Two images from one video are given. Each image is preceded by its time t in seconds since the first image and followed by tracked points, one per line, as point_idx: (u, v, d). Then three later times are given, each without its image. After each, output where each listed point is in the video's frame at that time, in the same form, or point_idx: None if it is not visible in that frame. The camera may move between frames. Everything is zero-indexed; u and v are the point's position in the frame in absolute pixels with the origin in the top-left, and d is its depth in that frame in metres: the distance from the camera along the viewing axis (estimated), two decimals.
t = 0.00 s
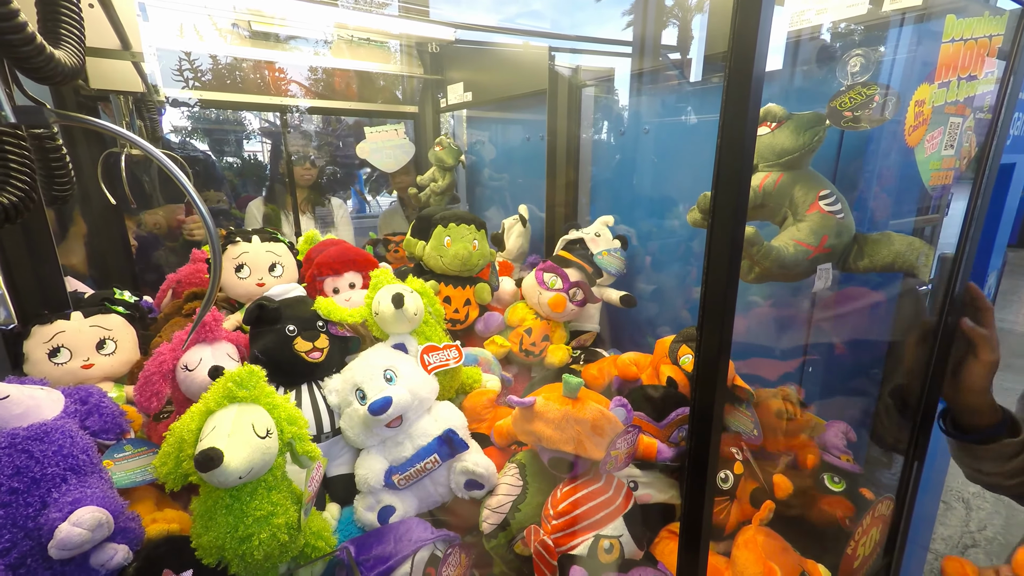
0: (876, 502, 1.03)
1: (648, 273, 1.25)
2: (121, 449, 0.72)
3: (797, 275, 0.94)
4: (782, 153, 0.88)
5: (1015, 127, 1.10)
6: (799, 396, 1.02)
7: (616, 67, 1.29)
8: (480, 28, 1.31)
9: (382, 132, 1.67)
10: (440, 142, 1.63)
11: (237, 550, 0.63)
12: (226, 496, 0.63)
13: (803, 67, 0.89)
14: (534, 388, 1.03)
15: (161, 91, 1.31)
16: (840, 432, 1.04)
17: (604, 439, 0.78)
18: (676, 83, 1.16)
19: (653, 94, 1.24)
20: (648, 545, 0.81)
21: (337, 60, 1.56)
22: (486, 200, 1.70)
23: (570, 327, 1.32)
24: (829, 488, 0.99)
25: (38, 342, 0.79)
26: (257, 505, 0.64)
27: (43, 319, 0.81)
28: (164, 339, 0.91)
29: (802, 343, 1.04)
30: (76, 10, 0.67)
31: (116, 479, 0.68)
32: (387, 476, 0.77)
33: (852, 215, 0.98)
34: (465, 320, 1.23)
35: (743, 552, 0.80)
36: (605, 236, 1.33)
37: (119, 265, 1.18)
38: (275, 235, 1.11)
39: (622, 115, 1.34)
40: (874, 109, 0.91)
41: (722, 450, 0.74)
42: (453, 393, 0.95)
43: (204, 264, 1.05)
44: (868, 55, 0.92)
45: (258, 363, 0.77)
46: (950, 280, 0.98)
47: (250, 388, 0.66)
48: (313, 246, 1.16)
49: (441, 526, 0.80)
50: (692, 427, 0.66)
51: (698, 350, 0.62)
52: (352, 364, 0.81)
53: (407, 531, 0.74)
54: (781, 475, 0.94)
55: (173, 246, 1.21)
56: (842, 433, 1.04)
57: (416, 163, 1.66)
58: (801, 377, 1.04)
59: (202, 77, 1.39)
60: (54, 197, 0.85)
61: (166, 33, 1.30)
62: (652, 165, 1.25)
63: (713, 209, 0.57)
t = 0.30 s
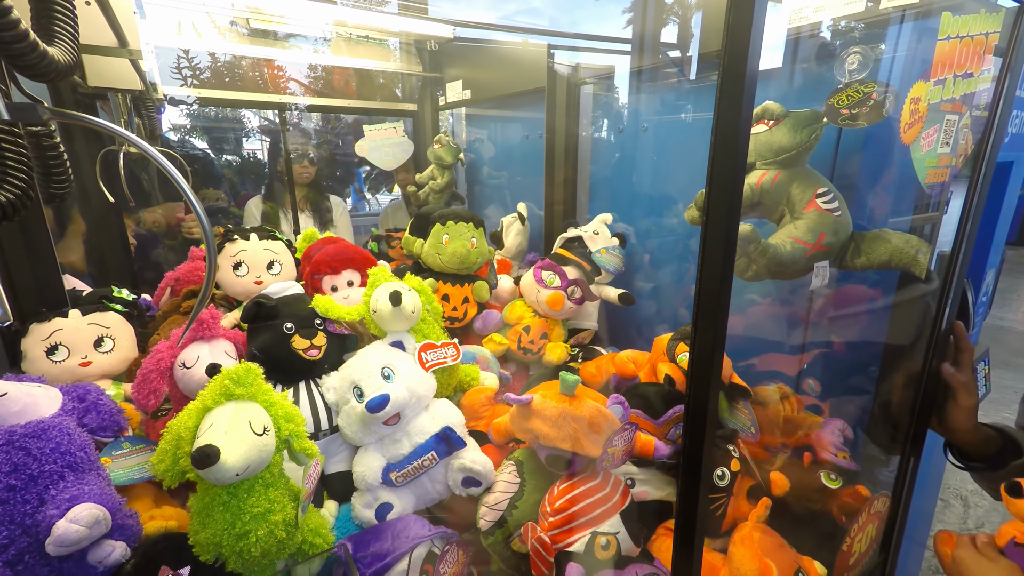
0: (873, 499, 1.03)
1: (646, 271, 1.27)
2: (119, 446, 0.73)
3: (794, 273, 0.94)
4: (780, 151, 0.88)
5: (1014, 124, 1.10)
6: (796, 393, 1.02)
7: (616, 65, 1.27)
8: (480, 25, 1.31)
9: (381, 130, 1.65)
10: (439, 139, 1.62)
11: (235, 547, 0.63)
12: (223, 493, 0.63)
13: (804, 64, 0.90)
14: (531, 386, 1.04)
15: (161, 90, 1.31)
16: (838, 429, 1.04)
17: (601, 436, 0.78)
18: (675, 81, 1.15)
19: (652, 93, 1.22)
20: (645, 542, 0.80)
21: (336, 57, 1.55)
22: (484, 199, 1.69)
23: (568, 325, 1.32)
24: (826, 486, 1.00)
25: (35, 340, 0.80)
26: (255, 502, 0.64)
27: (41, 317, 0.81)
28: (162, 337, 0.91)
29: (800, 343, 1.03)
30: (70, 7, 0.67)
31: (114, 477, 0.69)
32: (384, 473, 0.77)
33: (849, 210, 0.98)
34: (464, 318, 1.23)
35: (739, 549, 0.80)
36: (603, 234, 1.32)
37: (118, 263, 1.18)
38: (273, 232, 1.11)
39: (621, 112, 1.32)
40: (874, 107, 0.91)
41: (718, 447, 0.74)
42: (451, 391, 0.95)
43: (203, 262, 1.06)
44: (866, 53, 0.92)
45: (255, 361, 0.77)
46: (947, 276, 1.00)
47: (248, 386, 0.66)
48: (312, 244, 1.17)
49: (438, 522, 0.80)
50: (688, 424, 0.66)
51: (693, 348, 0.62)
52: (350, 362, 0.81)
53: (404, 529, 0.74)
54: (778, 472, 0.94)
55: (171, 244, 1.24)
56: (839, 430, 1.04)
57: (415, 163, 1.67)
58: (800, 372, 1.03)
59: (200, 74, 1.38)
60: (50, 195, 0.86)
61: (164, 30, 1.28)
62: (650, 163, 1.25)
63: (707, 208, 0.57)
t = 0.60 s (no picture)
0: (869, 495, 1.03)
1: (643, 268, 1.28)
2: (114, 444, 0.73)
3: (790, 270, 0.94)
4: (775, 148, 0.88)
5: (1010, 121, 1.10)
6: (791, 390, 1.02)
7: (616, 62, 1.26)
8: (480, 22, 1.30)
9: (380, 126, 1.64)
10: (436, 137, 1.61)
11: (231, 544, 0.64)
12: (218, 490, 0.64)
13: (802, 61, 0.92)
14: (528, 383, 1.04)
15: (156, 86, 1.30)
16: (834, 425, 1.05)
17: (597, 433, 0.79)
18: (674, 78, 1.16)
19: (650, 90, 1.23)
20: (641, 538, 0.81)
21: (334, 54, 1.54)
22: (482, 197, 1.68)
23: (566, 323, 1.32)
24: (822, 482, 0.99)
25: (31, 337, 0.79)
26: (250, 498, 0.64)
27: (37, 314, 0.81)
28: (158, 335, 0.91)
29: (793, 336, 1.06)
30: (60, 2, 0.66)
31: (109, 474, 0.69)
32: (381, 470, 0.77)
33: (847, 210, 0.99)
34: (461, 316, 1.23)
35: (735, 545, 0.80)
36: (601, 232, 1.30)
37: (115, 261, 1.18)
38: (270, 230, 1.11)
39: (619, 110, 1.32)
40: (869, 104, 0.90)
41: (713, 444, 0.74)
42: (448, 388, 0.95)
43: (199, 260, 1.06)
44: (863, 50, 0.92)
45: (252, 358, 0.77)
46: (942, 273, 0.98)
47: (243, 382, 0.66)
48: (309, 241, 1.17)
49: (435, 519, 0.80)
50: (682, 421, 0.66)
51: (687, 345, 0.62)
52: (346, 359, 0.81)
53: (401, 525, 0.74)
54: (774, 469, 0.95)
55: (169, 242, 1.23)
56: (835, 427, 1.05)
57: (412, 160, 1.67)
58: (797, 368, 1.08)
59: (197, 72, 1.38)
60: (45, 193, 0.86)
61: (161, 28, 1.29)
62: (648, 160, 1.25)
63: (700, 207, 0.57)
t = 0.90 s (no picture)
0: (867, 493, 1.03)
1: (642, 266, 1.28)
2: (112, 442, 0.73)
3: (788, 268, 0.94)
4: (774, 146, 0.88)
5: (1008, 120, 1.10)
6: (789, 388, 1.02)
7: (614, 61, 1.25)
8: (479, 20, 1.29)
9: (378, 126, 1.65)
10: (435, 135, 1.62)
11: (229, 543, 0.64)
12: (216, 489, 0.64)
13: (801, 60, 0.93)
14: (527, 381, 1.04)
15: (154, 85, 1.28)
16: (831, 423, 1.05)
17: (595, 431, 0.79)
18: (672, 77, 1.16)
19: (649, 88, 1.23)
20: (639, 536, 0.81)
21: (332, 52, 1.54)
22: (481, 195, 1.70)
23: (564, 321, 1.33)
24: (818, 478, 1.00)
25: (28, 336, 0.79)
26: (248, 497, 0.64)
27: (34, 314, 0.81)
28: (156, 333, 0.91)
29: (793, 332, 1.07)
30: None
31: (107, 473, 0.69)
32: (379, 469, 0.77)
33: (845, 209, 0.99)
34: (459, 314, 1.23)
35: (733, 543, 0.80)
36: (598, 230, 1.29)
37: (113, 260, 1.18)
38: (267, 228, 1.11)
39: (618, 108, 1.32)
40: (867, 102, 0.89)
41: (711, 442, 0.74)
42: (447, 386, 0.95)
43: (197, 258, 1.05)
44: (861, 48, 0.92)
45: (250, 356, 0.77)
46: (940, 272, 0.98)
47: (241, 381, 0.66)
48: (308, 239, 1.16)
49: (433, 517, 0.81)
50: (680, 420, 0.66)
51: (684, 344, 0.62)
52: (344, 358, 0.81)
53: (399, 523, 0.74)
54: (772, 467, 0.95)
55: (166, 241, 1.22)
56: (832, 425, 1.05)
57: (410, 158, 1.73)
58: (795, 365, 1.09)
59: (195, 70, 1.38)
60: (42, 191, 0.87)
61: (158, 25, 1.29)
62: (647, 158, 1.25)
63: (698, 207, 0.57)
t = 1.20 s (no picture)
0: (863, 491, 1.04)
1: (639, 265, 1.26)
2: (107, 444, 0.72)
3: (785, 267, 0.95)
4: (772, 145, 0.88)
5: (1003, 119, 1.11)
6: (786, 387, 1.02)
7: (611, 61, 1.25)
8: (475, 19, 1.32)
9: (374, 125, 1.61)
10: (432, 135, 1.58)
11: (225, 544, 0.63)
12: (213, 489, 0.63)
13: (797, 59, 0.92)
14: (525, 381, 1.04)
15: (149, 84, 1.29)
16: (828, 422, 1.05)
17: (593, 430, 0.79)
18: (669, 77, 1.13)
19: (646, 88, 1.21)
20: (638, 535, 0.81)
21: (328, 51, 1.53)
22: (478, 195, 1.66)
23: (561, 321, 1.33)
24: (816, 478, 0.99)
25: (22, 336, 0.78)
26: (245, 498, 0.64)
27: (27, 314, 0.80)
28: (151, 334, 0.91)
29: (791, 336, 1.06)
30: None
31: (102, 474, 0.68)
32: (377, 469, 0.77)
33: (841, 207, 0.99)
34: (456, 313, 1.23)
35: (731, 541, 0.81)
36: (597, 230, 1.31)
37: (107, 260, 1.17)
38: (263, 228, 1.10)
39: (615, 108, 1.32)
40: (864, 101, 0.91)
41: (709, 440, 0.74)
42: (444, 386, 0.95)
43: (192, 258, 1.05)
44: (857, 47, 0.93)
45: (246, 356, 0.76)
46: (937, 270, 0.98)
47: (237, 382, 0.66)
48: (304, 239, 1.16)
49: (431, 517, 0.80)
50: (678, 419, 0.66)
51: (683, 342, 0.62)
52: (341, 358, 0.81)
53: (397, 524, 0.74)
54: (769, 466, 0.95)
55: (162, 241, 1.22)
56: (829, 424, 1.05)
57: (408, 159, 1.63)
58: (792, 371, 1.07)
59: (190, 69, 1.37)
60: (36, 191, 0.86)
61: (153, 23, 1.29)
62: (645, 157, 1.24)
63: (696, 206, 0.57)
